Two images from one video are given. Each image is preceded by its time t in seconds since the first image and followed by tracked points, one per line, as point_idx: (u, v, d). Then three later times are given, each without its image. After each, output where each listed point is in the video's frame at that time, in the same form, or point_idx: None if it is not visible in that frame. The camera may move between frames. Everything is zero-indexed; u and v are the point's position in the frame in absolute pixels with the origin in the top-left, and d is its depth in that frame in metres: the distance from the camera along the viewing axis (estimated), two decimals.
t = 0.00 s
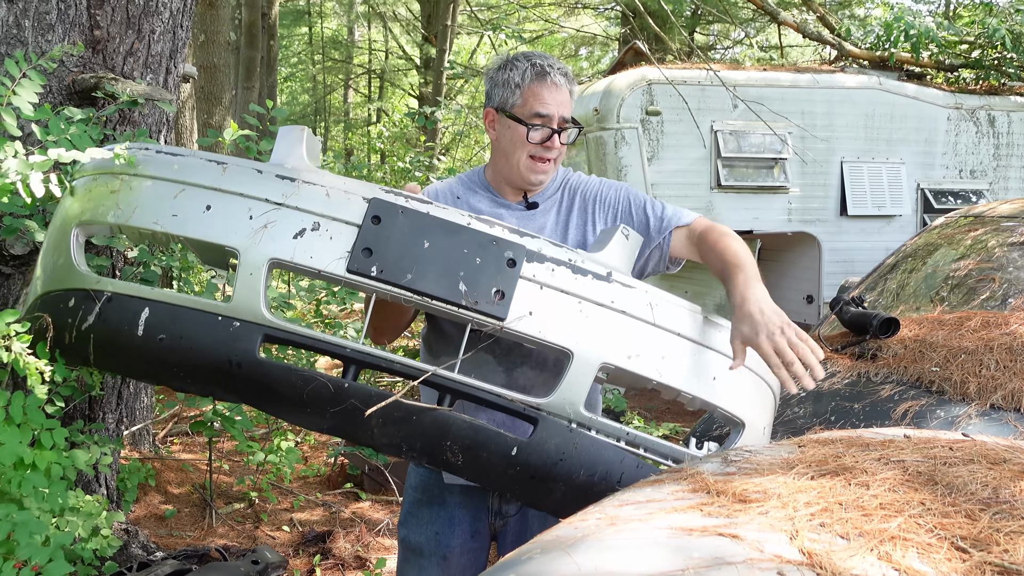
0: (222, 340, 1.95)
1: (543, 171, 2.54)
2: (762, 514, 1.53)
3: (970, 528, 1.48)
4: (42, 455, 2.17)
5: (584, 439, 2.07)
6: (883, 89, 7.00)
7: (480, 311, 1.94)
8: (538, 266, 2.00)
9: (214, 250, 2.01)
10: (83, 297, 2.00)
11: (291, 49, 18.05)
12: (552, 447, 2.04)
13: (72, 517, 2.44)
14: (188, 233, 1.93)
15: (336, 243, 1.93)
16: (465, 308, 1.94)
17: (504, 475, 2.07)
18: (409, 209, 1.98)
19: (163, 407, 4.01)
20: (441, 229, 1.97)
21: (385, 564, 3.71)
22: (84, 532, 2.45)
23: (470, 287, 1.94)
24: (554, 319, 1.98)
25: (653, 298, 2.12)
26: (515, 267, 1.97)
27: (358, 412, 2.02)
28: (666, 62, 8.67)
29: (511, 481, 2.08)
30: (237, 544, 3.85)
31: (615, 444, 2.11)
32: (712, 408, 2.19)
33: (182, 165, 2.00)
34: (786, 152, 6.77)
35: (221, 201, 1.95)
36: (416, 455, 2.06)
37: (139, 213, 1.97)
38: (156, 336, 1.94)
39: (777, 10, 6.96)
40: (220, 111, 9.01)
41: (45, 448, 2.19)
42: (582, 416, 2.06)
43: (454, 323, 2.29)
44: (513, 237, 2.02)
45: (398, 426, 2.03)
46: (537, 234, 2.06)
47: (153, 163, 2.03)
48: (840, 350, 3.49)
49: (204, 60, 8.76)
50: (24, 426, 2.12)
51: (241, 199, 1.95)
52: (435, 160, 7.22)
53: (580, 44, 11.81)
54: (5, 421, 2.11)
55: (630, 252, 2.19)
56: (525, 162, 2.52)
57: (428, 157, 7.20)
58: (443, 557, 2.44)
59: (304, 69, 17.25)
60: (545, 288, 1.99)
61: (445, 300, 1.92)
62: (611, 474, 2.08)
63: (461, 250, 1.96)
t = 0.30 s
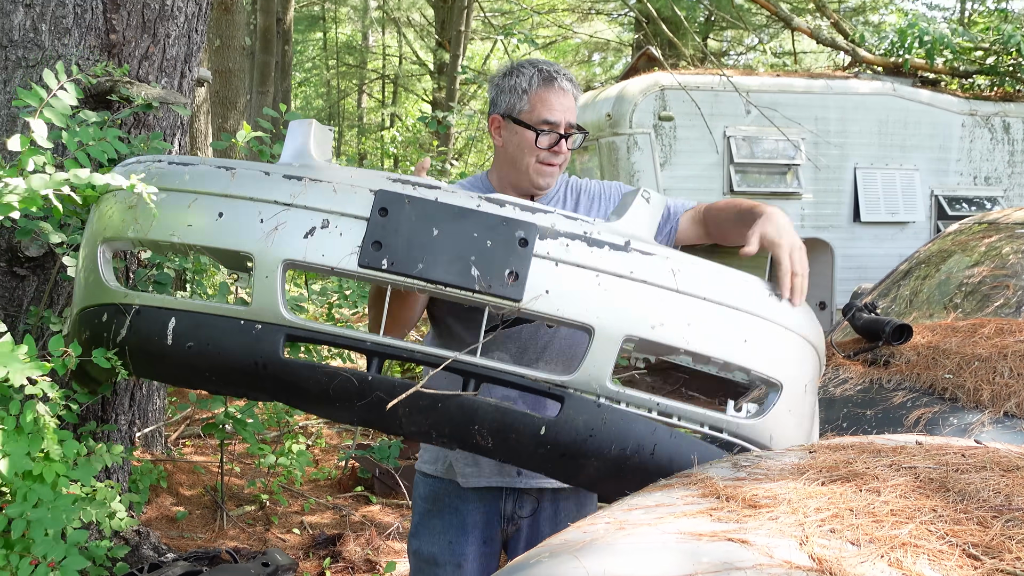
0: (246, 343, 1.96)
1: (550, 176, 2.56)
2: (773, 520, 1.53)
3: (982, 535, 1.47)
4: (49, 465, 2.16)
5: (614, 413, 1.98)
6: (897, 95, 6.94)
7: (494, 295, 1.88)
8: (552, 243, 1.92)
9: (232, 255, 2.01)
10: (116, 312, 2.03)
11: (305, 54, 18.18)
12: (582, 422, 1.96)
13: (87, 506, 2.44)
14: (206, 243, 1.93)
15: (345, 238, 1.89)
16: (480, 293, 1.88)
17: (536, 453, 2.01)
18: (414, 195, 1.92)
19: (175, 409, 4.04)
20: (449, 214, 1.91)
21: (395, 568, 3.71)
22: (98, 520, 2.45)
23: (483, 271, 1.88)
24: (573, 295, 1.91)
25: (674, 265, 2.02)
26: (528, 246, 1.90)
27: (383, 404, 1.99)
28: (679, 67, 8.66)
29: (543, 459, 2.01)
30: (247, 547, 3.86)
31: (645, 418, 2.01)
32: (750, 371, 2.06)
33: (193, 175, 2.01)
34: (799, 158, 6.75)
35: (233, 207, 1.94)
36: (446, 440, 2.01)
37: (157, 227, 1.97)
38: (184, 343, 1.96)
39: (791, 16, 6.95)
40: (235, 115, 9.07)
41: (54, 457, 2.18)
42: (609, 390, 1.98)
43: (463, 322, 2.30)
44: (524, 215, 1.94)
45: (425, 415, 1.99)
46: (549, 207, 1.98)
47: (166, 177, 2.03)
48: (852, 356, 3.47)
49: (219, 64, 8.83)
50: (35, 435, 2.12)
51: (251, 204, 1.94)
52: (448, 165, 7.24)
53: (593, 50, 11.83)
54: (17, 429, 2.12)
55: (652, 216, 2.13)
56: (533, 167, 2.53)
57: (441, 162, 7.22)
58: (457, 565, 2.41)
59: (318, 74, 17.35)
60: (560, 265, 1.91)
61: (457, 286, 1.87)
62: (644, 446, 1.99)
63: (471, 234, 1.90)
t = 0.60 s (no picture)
0: (246, 317, 1.95)
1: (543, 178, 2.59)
2: (777, 526, 1.52)
3: (987, 543, 1.46)
4: (57, 469, 2.21)
5: (624, 375, 1.96)
6: (906, 101, 6.95)
7: (496, 253, 1.91)
8: (553, 206, 1.97)
9: (235, 235, 2.06)
10: (117, 298, 2.06)
11: (315, 58, 18.26)
12: (592, 384, 1.93)
13: (93, 511, 2.41)
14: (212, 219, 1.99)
15: (348, 206, 1.94)
16: (481, 252, 1.91)
17: (546, 422, 1.94)
18: (415, 164, 1.98)
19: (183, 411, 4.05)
20: (448, 180, 1.96)
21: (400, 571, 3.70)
22: (105, 525, 2.41)
23: (483, 231, 1.91)
24: (576, 253, 1.94)
25: (678, 225, 2.07)
26: (528, 207, 1.95)
27: (386, 372, 1.94)
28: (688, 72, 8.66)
29: (552, 431, 1.94)
30: (253, 549, 3.86)
31: (657, 378, 1.98)
32: (761, 330, 2.08)
33: (199, 162, 2.09)
34: (808, 163, 6.74)
35: (237, 185, 2.01)
36: (452, 413, 1.95)
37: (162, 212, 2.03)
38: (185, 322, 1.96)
39: (800, 21, 6.93)
40: (245, 118, 9.10)
41: (61, 462, 2.23)
42: (618, 349, 1.97)
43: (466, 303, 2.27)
44: (522, 181, 2.00)
45: (426, 386, 1.93)
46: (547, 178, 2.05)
47: (171, 167, 2.10)
48: (859, 363, 3.46)
49: (229, 68, 8.87)
50: (43, 439, 2.15)
51: (255, 182, 2.00)
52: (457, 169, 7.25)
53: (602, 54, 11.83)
54: (24, 434, 2.13)
55: (654, 187, 2.31)
56: (526, 168, 2.55)
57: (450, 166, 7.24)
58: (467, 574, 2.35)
59: (328, 78, 17.41)
60: (562, 225, 1.95)
61: (458, 244, 1.89)
62: (657, 408, 1.96)
63: (470, 197, 1.94)
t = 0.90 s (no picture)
0: (230, 275, 1.93)
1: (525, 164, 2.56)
2: (781, 530, 1.52)
3: (991, 548, 1.46)
4: (63, 463, 2.19)
5: (602, 342, 1.92)
6: (911, 106, 6.93)
7: (480, 219, 1.89)
8: (538, 176, 1.97)
9: (224, 198, 2.06)
10: (103, 255, 2.04)
11: (320, 61, 18.32)
12: (569, 351, 1.89)
13: (95, 516, 2.42)
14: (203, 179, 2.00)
15: (336, 172, 1.94)
16: (465, 217, 1.89)
17: (523, 387, 1.91)
18: (404, 133, 1.97)
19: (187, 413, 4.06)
20: (437, 147, 1.95)
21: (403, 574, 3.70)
22: (107, 530, 2.42)
23: (468, 197, 1.90)
24: (558, 222, 1.93)
25: (660, 202, 2.07)
26: (514, 176, 1.94)
27: (366, 332, 1.91)
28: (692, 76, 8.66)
29: (529, 397, 1.91)
30: (257, 552, 3.87)
31: (637, 348, 1.95)
32: (743, 307, 2.07)
33: (193, 128, 2.10)
34: (812, 168, 6.73)
35: (229, 149, 2.01)
36: (430, 376, 1.91)
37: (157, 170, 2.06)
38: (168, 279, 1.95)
39: (805, 26, 6.92)
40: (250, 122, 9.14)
41: (67, 456, 2.21)
42: (597, 318, 1.93)
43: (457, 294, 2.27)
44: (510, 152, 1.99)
45: (406, 346, 1.91)
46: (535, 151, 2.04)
47: (167, 133, 2.13)
48: (864, 368, 3.45)
49: (234, 72, 8.89)
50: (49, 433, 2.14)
51: (246, 147, 2.01)
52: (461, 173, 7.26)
53: (606, 59, 11.89)
54: (31, 428, 2.14)
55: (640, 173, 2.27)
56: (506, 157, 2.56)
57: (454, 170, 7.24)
58: None
59: (333, 82, 17.48)
60: (547, 195, 1.95)
61: (442, 208, 1.88)
62: (634, 376, 1.91)
63: (458, 164, 1.93)
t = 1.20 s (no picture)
0: (222, 301, 1.98)
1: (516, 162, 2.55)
2: (781, 534, 1.52)
3: (991, 552, 1.46)
4: (61, 471, 2.22)
5: (577, 369, 1.93)
6: (913, 109, 6.93)
7: (454, 248, 1.88)
8: (514, 196, 1.91)
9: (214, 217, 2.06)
10: (107, 273, 2.09)
11: (323, 65, 18.41)
12: (544, 379, 1.92)
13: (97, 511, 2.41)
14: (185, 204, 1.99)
15: (312, 196, 1.92)
16: (439, 247, 1.89)
17: (501, 410, 1.97)
18: (379, 151, 1.93)
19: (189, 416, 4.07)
20: (411, 169, 1.92)
21: None
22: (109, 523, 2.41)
23: (442, 225, 1.88)
24: (532, 248, 1.89)
25: (641, 214, 1.97)
26: (488, 199, 1.90)
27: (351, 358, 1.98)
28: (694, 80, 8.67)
29: (509, 418, 1.97)
30: (257, 556, 3.87)
31: (612, 373, 1.95)
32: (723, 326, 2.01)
33: (173, 140, 2.07)
34: (814, 171, 6.72)
35: (210, 168, 2.00)
36: (415, 397, 1.99)
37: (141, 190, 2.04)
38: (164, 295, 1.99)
39: (807, 30, 6.93)
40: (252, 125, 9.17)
41: (65, 464, 2.24)
42: (572, 344, 1.94)
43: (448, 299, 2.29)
44: (486, 168, 1.94)
45: (393, 373, 1.98)
46: (513, 162, 1.97)
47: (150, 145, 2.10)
48: (866, 372, 3.45)
49: (237, 76, 8.91)
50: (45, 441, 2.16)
51: (227, 167, 1.99)
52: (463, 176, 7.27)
53: (608, 63, 11.92)
54: (28, 435, 2.13)
55: (627, 167, 2.11)
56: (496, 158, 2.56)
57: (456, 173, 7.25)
58: None
59: (336, 86, 17.54)
60: (522, 218, 1.90)
61: (417, 239, 1.88)
62: (609, 401, 1.93)
63: (432, 188, 1.90)
